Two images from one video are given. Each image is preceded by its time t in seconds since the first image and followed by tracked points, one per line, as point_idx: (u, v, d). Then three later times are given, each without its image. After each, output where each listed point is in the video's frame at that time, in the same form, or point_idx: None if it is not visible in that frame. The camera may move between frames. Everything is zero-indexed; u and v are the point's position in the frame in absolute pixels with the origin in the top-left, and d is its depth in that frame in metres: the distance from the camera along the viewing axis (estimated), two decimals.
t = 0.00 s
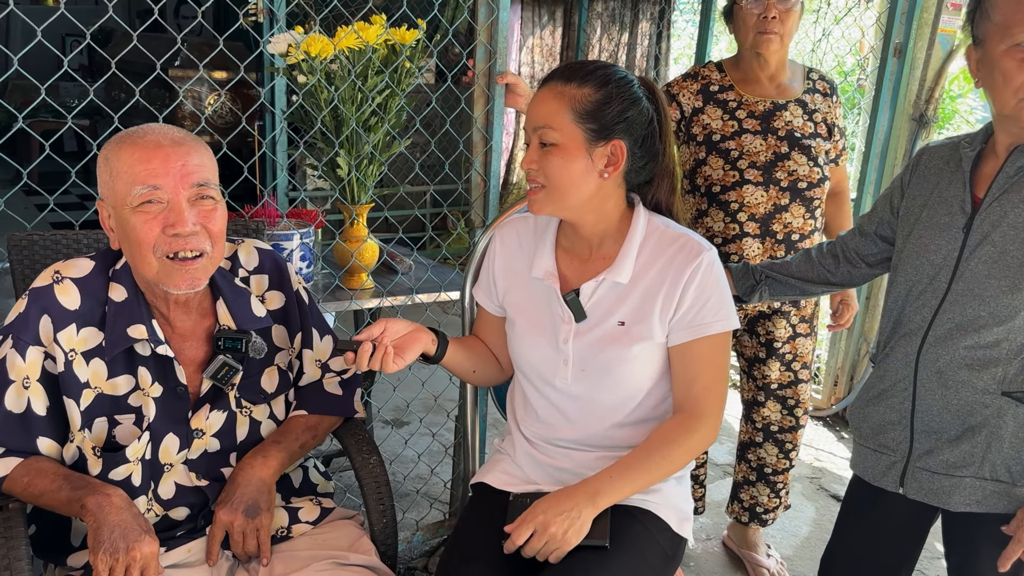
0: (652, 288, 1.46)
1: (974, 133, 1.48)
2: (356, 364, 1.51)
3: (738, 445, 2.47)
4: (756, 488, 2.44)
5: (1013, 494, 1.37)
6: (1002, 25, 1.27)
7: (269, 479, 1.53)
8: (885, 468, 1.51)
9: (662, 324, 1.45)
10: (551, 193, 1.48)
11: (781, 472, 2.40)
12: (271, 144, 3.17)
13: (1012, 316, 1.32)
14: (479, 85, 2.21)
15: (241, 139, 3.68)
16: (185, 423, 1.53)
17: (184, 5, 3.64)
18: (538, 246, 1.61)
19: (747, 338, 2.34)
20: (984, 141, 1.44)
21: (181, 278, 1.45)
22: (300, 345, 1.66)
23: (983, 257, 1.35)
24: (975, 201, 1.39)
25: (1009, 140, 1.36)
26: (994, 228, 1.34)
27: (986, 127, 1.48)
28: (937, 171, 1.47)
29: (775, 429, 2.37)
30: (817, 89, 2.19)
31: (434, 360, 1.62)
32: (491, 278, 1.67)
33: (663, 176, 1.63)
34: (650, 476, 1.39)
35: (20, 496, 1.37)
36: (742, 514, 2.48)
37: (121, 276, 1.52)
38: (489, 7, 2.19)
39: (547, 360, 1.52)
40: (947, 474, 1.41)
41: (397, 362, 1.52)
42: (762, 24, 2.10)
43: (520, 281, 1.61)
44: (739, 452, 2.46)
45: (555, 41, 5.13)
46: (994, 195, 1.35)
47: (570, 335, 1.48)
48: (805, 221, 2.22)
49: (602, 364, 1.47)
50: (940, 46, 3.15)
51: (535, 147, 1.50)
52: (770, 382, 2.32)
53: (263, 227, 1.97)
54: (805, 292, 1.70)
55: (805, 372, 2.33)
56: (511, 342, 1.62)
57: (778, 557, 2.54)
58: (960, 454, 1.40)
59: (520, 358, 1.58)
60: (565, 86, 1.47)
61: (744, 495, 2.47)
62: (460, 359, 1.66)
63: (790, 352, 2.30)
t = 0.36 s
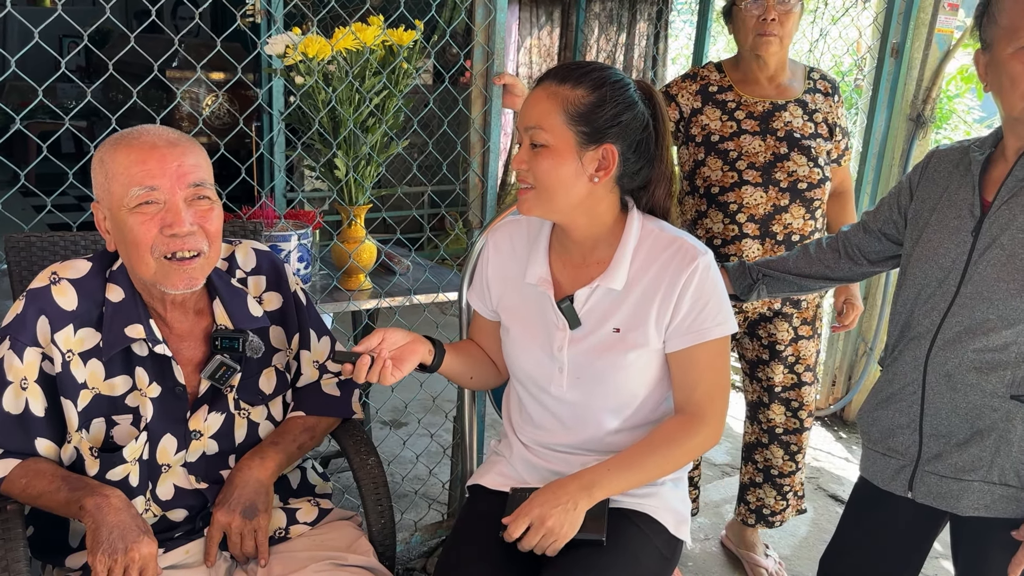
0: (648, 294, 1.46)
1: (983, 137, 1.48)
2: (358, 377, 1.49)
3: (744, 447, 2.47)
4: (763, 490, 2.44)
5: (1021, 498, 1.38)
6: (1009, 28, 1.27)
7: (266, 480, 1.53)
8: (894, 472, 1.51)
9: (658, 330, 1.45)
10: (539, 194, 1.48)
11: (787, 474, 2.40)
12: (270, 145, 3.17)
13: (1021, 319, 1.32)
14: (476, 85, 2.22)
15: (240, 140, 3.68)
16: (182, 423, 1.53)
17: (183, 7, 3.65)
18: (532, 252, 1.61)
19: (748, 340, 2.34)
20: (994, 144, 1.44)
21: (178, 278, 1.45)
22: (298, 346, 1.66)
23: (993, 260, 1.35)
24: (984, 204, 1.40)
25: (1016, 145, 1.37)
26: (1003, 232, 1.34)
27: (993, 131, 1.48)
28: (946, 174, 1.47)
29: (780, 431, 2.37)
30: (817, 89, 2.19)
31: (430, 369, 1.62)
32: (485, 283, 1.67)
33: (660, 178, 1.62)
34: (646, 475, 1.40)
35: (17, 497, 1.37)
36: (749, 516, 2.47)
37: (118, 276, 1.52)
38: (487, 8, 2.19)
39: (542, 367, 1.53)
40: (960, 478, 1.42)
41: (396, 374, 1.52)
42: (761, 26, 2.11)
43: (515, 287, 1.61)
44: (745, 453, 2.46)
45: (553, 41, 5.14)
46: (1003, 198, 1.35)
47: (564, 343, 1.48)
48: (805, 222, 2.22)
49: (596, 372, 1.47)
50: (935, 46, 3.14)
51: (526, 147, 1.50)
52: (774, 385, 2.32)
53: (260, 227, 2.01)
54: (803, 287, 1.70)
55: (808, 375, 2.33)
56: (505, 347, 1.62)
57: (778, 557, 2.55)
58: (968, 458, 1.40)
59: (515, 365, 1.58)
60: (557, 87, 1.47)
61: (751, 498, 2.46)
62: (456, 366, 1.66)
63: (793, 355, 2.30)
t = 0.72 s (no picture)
0: (641, 293, 1.46)
1: (986, 137, 1.48)
2: (350, 362, 1.50)
3: (734, 445, 2.48)
4: (752, 487, 2.45)
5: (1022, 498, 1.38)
6: (1011, 30, 1.28)
7: (265, 481, 1.53)
8: (896, 471, 1.52)
9: (651, 328, 1.45)
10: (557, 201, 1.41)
11: (777, 471, 2.41)
12: (267, 146, 3.16)
13: (1021, 319, 1.33)
14: (473, 86, 2.22)
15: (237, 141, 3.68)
16: (181, 424, 1.52)
17: (179, 8, 3.64)
18: (518, 255, 1.59)
19: (737, 338, 2.34)
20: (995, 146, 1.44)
21: (179, 278, 1.45)
22: (296, 347, 1.66)
23: (994, 260, 1.35)
24: (985, 205, 1.40)
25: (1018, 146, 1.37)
26: (1005, 232, 1.35)
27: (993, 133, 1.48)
28: (946, 175, 1.48)
29: (771, 428, 2.37)
30: (807, 86, 2.19)
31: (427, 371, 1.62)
32: (472, 288, 1.65)
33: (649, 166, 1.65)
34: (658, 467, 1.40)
35: (15, 499, 1.37)
36: (738, 513, 2.49)
37: (116, 277, 1.51)
38: (484, 8, 2.19)
39: (536, 373, 1.51)
40: (961, 478, 1.42)
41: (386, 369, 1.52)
42: (742, 31, 2.11)
43: (502, 293, 1.59)
44: (736, 451, 2.47)
45: (550, 41, 5.14)
46: (1005, 199, 1.36)
47: (559, 347, 1.47)
48: (792, 219, 2.23)
49: (593, 375, 1.46)
50: (933, 46, 3.15)
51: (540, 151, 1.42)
52: (765, 383, 2.33)
53: (258, 229, 1.99)
54: (802, 285, 1.71)
55: (798, 373, 2.34)
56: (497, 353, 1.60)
57: (775, 556, 2.56)
58: (968, 458, 1.41)
59: (508, 371, 1.56)
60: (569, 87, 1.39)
61: (740, 495, 2.48)
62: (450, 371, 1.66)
63: (786, 354, 2.30)
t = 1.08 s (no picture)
0: (617, 281, 1.49)
1: (985, 133, 1.49)
2: (364, 359, 1.28)
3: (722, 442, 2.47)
4: (739, 485, 2.44)
5: (1018, 497, 1.38)
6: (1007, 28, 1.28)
7: (261, 481, 1.52)
8: (891, 468, 1.52)
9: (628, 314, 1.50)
10: (592, 200, 1.42)
11: (764, 468, 2.40)
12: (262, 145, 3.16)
13: (1018, 317, 1.33)
14: (469, 83, 2.23)
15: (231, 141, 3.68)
16: (175, 424, 1.52)
17: (174, 7, 3.63)
18: (484, 257, 1.51)
19: (726, 333, 2.35)
20: (996, 141, 1.45)
21: (174, 277, 1.45)
22: (291, 346, 1.65)
23: (991, 259, 1.36)
24: (984, 202, 1.40)
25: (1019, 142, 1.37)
26: (1001, 231, 1.35)
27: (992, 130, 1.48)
28: (944, 171, 1.48)
29: (757, 425, 2.36)
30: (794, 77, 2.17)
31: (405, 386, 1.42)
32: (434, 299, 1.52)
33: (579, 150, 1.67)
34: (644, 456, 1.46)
35: (9, 499, 1.37)
36: (726, 511, 2.49)
37: (111, 277, 1.50)
38: (478, 7, 2.18)
39: (523, 376, 1.48)
40: (955, 475, 1.42)
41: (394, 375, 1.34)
42: (733, 31, 2.07)
43: (474, 298, 1.51)
44: (722, 449, 2.46)
45: (545, 41, 5.20)
46: (1001, 196, 1.36)
47: (552, 347, 1.45)
48: (781, 210, 2.21)
49: (582, 368, 1.48)
50: (928, 44, 3.15)
51: (576, 150, 1.40)
52: (751, 377, 2.33)
53: (252, 227, 1.97)
54: (796, 279, 1.72)
55: (786, 369, 2.33)
56: (472, 361, 1.53)
57: (770, 555, 2.55)
58: (964, 455, 1.41)
59: (490, 377, 1.50)
60: (593, 88, 1.41)
61: (728, 492, 2.47)
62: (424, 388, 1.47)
63: (771, 348, 2.30)
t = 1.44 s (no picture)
0: (600, 275, 1.51)
1: (980, 130, 1.48)
2: (388, 364, 1.24)
3: (719, 441, 2.47)
4: (737, 483, 2.45)
5: (1008, 496, 1.38)
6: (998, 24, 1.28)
7: (252, 480, 1.52)
8: (885, 465, 1.52)
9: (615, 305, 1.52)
10: (591, 202, 1.43)
11: (761, 466, 2.40)
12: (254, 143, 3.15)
13: (1006, 318, 1.32)
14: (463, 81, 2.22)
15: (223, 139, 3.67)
16: (166, 423, 1.51)
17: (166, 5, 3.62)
18: (469, 267, 1.49)
19: (726, 332, 2.34)
20: (990, 138, 1.45)
21: (178, 271, 1.44)
22: (282, 345, 1.65)
23: (981, 259, 1.36)
24: (976, 201, 1.40)
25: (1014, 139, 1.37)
26: (992, 231, 1.35)
27: (984, 127, 1.49)
28: (941, 167, 1.48)
29: (755, 423, 2.37)
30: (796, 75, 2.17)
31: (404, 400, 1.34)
32: (426, 320, 1.48)
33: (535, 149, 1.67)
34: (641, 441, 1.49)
35: None
36: (722, 509, 2.49)
37: (99, 276, 1.49)
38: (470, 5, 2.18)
39: (522, 383, 1.47)
40: (945, 472, 1.42)
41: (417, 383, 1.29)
42: (737, 28, 2.05)
43: (464, 308, 1.49)
44: (719, 447, 2.46)
45: (539, 40, 5.13)
46: (993, 194, 1.36)
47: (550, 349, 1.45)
48: (788, 208, 2.22)
49: (581, 365, 1.49)
50: (920, 42, 3.15)
51: (576, 157, 1.40)
52: (750, 376, 2.32)
53: (244, 227, 1.95)
54: (793, 273, 1.73)
55: (784, 368, 2.33)
56: (467, 375, 1.50)
57: (764, 552, 2.56)
58: (955, 454, 1.41)
59: (489, 389, 1.49)
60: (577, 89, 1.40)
61: (724, 491, 2.48)
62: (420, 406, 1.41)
63: (770, 347, 2.30)
